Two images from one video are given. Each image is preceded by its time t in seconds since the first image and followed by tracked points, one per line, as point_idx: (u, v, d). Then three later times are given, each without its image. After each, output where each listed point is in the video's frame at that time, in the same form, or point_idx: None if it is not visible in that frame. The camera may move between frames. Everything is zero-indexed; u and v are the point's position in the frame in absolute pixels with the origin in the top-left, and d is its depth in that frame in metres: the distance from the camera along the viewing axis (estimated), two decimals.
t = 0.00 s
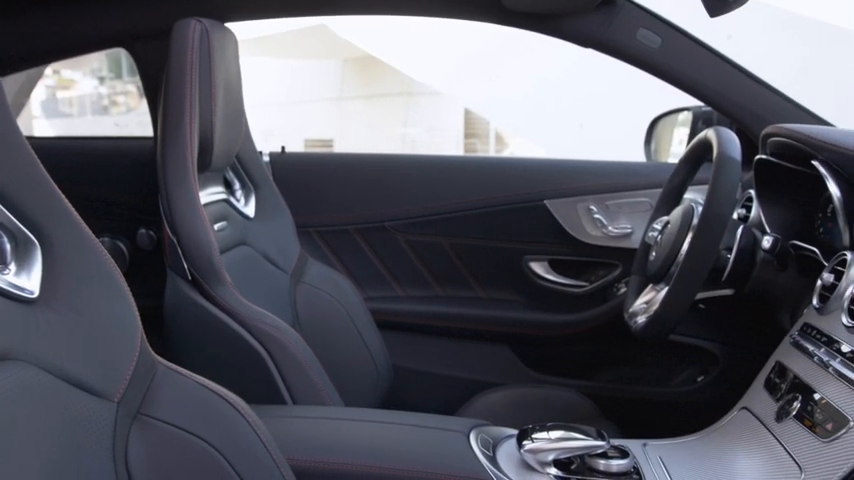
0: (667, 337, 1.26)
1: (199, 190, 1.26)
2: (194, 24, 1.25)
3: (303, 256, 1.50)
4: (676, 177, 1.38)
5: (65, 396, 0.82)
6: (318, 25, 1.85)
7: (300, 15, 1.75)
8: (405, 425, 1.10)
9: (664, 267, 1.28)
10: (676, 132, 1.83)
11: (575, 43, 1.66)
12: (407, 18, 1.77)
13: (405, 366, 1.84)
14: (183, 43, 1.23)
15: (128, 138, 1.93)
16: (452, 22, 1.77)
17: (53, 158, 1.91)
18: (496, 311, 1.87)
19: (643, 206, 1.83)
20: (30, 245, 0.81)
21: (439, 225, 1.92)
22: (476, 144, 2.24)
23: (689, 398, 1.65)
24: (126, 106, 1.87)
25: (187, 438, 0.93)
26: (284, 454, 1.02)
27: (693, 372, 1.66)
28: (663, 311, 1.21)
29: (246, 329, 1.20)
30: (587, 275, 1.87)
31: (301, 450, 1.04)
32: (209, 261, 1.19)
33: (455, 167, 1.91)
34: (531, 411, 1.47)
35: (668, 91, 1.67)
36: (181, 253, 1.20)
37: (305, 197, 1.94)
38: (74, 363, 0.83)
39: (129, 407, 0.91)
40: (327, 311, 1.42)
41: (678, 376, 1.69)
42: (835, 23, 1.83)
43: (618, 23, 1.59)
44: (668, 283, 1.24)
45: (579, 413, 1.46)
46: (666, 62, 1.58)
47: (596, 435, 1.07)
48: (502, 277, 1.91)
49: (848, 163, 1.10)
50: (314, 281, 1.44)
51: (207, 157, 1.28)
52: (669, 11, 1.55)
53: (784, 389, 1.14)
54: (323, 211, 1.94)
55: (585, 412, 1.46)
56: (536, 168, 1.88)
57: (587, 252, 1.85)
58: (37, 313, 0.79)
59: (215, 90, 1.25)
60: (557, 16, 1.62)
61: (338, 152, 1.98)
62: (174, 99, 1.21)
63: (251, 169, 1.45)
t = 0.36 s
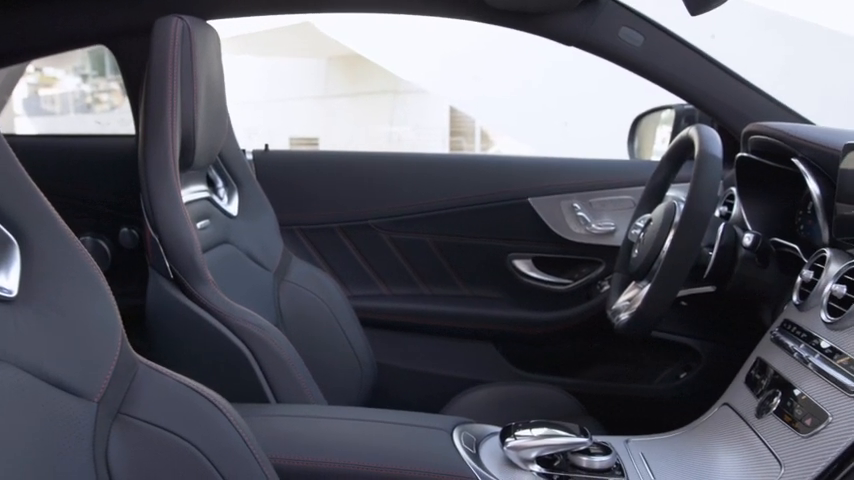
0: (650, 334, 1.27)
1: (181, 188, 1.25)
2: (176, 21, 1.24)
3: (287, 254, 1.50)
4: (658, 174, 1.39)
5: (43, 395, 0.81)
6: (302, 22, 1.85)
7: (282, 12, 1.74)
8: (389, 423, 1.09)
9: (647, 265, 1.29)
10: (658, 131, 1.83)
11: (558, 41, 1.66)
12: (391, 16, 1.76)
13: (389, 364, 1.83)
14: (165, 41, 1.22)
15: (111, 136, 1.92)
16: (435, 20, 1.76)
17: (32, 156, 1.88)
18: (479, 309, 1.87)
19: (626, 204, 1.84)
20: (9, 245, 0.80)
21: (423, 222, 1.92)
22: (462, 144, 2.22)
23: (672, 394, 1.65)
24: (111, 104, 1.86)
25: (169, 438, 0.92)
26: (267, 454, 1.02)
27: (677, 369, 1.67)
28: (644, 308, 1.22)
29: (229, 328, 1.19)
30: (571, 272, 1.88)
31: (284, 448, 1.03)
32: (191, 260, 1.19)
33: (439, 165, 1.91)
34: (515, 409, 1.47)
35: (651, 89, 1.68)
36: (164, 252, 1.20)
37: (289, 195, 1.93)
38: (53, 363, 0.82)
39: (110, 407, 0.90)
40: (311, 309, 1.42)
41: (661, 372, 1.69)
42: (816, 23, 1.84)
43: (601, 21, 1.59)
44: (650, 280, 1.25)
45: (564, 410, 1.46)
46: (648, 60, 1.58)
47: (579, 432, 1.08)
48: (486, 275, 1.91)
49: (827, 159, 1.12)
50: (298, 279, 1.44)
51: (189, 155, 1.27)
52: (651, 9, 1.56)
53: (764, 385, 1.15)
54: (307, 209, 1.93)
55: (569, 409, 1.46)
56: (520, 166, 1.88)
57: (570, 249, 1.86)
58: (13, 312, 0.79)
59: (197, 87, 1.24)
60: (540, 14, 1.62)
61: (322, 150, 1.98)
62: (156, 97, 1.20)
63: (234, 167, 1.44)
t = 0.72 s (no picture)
0: (633, 331, 1.27)
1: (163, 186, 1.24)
2: (158, 19, 1.23)
3: (271, 252, 1.49)
4: (641, 173, 1.40)
5: (21, 395, 0.80)
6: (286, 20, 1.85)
7: (266, 10, 1.73)
8: (373, 421, 1.09)
9: (630, 262, 1.29)
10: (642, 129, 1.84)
11: (541, 39, 1.66)
12: (375, 14, 1.76)
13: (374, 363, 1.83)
14: (146, 38, 1.21)
15: (92, 134, 1.90)
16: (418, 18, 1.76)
17: (12, 155, 1.86)
18: (463, 307, 1.87)
19: (610, 202, 1.85)
20: None
21: (408, 220, 1.92)
22: (448, 142, 2.25)
23: (655, 391, 1.66)
24: (94, 102, 1.86)
25: (151, 438, 0.91)
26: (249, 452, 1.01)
27: (661, 366, 1.68)
28: (626, 305, 1.22)
29: (211, 327, 1.18)
30: (555, 270, 1.89)
31: (267, 447, 1.03)
32: (173, 259, 1.18)
33: (423, 163, 1.91)
34: (499, 406, 1.48)
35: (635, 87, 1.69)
36: (145, 250, 1.19)
37: (273, 193, 1.93)
38: (32, 362, 0.81)
39: (90, 407, 0.89)
40: (295, 308, 1.41)
41: (646, 368, 1.70)
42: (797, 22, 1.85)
43: (584, 19, 1.59)
44: (633, 277, 1.25)
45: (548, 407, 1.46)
46: (631, 58, 1.59)
47: (563, 429, 1.08)
48: (471, 274, 1.91)
49: (808, 158, 1.15)
50: (282, 278, 1.44)
51: (172, 153, 1.27)
52: (633, 8, 1.56)
53: (746, 381, 1.16)
54: (292, 207, 1.93)
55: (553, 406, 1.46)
56: (504, 164, 1.89)
57: (554, 247, 1.86)
58: None
59: (179, 85, 1.24)
60: (523, 12, 1.63)
61: (306, 149, 1.97)
62: (137, 94, 1.20)
63: (217, 165, 1.44)
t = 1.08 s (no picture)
0: (617, 328, 1.28)
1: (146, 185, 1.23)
2: (140, 16, 1.22)
3: (255, 250, 1.49)
4: (625, 170, 1.40)
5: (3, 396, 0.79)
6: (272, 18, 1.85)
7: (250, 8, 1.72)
8: (357, 419, 1.09)
9: (614, 260, 1.30)
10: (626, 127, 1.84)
11: (526, 36, 1.66)
12: (360, 12, 1.76)
13: (358, 361, 1.83)
14: (128, 36, 1.20)
15: (72, 132, 1.88)
16: (403, 16, 1.76)
17: None
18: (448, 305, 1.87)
19: (594, 199, 1.85)
20: None
21: (393, 218, 1.92)
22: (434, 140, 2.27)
23: (639, 387, 1.66)
24: (78, 99, 1.84)
25: (133, 437, 0.89)
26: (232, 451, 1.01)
27: (645, 362, 1.69)
28: (610, 301, 1.22)
29: (195, 326, 1.18)
30: (540, 268, 1.89)
31: (250, 446, 1.03)
32: (157, 257, 1.17)
33: (408, 161, 1.91)
34: (484, 404, 1.48)
35: (618, 85, 1.69)
36: (129, 249, 1.18)
37: (257, 191, 1.92)
38: (12, 361, 0.80)
39: (71, 406, 0.88)
40: (279, 306, 1.41)
41: (629, 366, 1.71)
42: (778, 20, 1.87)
43: (568, 17, 1.59)
44: (617, 274, 1.26)
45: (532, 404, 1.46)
46: (614, 56, 1.59)
47: (548, 426, 1.08)
48: (456, 271, 1.91)
49: (789, 156, 1.16)
50: (267, 276, 1.43)
51: (155, 151, 1.26)
52: (617, 6, 1.56)
53: (728, 378, 1.17)
54: (277, 205, 1.92)
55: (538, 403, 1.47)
56: (488, 162, 1.89)
57: (539, 244, 1.87)
58: None
59: (162, 83, 1.23)
60: (507, 10, 1.63)
61: (291, 146, 1.97)
62: (119, 92, 1.19)
63: (200, 163, 1.43)
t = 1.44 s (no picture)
0: (602, 324, 1.28)
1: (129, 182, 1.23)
2: (122, 12, 1.21)
3: (240, 247, 1.49)
4: (609, 167, 1.41)
5: None
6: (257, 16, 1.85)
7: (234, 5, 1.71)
8: (341, 417, 1.08)
9: (598, 256, 1.30)
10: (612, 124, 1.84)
11: (510, 33, 1.66)
12: (345, 10, 1.75)
13: (344, 359, 1.82)
14: (111, 31, 1.19)
15: (54, 129, 1.87)
16: (388, 13, 1.76)
17: None
18: (433, 302, 1.87)
19: (578, 197, 1.86)
20: None
21: (379, 216, 1.92)
22: (422, 138, 2.27)
23: (622, 384, 1.67)
24: (62, 97, 1.83)
25: (117, 436, 0.89)
26: (216, 449, 1.00)
27: (630, 359, 1.70)
28: (594, 298, 1.23)
29: (179, 324, 1.17)
30: (525, 265, 1.90)
31: (234, 444, 1.02)
32: (140, 255, 1.16)
33: (394, 159, 1.90)
34: (469, 401, 1.48)
35: (602, 82, 1.70)
36: (111, 248, 1.17)
37: (242, 189, 1.92)
38: None
39: (53, 405, 0.86)
40: (264, 304, 1.41)
41: (614, 363, 1.71)
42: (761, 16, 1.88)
43: (552, 14, 1.59)
44: (601, 271, 1.26)
45: (517, 401, 1.47)
46: (598, 53, 1.59)
47: (532, 423, 1.09)
48: (442, 269, 1.91)
49: (771, 153, 1.16)
50: (252, 274, 1.43)
51: (138, 148, 1.25)
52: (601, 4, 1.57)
53: (711, 374, 1.18)
54: (261, 203, 1.92)
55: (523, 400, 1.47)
56: (474, 159, 1.89)
57: (525, 241, 1.87)
58: None
59: (145, 80, 1.22)
60: (492, 7, 1.63)
61: (276, 144, 1.96)
62: (102, 89, 1.18)
63: (184, 160, 1.43)
